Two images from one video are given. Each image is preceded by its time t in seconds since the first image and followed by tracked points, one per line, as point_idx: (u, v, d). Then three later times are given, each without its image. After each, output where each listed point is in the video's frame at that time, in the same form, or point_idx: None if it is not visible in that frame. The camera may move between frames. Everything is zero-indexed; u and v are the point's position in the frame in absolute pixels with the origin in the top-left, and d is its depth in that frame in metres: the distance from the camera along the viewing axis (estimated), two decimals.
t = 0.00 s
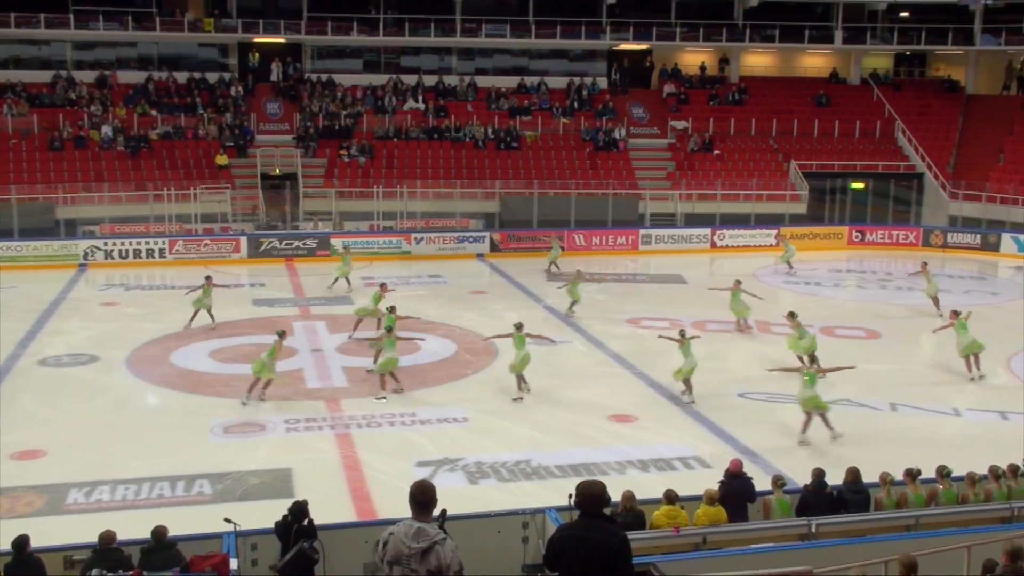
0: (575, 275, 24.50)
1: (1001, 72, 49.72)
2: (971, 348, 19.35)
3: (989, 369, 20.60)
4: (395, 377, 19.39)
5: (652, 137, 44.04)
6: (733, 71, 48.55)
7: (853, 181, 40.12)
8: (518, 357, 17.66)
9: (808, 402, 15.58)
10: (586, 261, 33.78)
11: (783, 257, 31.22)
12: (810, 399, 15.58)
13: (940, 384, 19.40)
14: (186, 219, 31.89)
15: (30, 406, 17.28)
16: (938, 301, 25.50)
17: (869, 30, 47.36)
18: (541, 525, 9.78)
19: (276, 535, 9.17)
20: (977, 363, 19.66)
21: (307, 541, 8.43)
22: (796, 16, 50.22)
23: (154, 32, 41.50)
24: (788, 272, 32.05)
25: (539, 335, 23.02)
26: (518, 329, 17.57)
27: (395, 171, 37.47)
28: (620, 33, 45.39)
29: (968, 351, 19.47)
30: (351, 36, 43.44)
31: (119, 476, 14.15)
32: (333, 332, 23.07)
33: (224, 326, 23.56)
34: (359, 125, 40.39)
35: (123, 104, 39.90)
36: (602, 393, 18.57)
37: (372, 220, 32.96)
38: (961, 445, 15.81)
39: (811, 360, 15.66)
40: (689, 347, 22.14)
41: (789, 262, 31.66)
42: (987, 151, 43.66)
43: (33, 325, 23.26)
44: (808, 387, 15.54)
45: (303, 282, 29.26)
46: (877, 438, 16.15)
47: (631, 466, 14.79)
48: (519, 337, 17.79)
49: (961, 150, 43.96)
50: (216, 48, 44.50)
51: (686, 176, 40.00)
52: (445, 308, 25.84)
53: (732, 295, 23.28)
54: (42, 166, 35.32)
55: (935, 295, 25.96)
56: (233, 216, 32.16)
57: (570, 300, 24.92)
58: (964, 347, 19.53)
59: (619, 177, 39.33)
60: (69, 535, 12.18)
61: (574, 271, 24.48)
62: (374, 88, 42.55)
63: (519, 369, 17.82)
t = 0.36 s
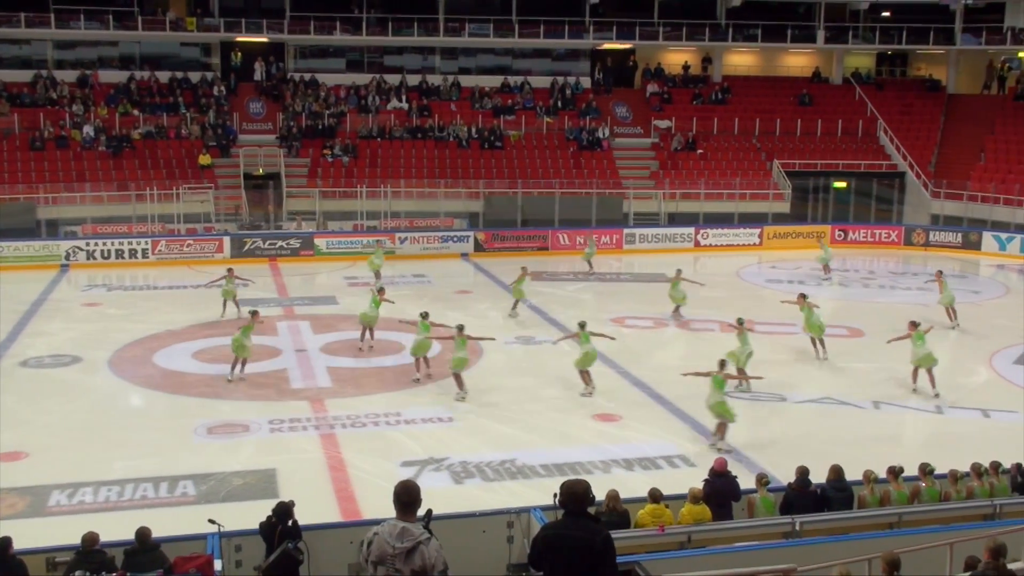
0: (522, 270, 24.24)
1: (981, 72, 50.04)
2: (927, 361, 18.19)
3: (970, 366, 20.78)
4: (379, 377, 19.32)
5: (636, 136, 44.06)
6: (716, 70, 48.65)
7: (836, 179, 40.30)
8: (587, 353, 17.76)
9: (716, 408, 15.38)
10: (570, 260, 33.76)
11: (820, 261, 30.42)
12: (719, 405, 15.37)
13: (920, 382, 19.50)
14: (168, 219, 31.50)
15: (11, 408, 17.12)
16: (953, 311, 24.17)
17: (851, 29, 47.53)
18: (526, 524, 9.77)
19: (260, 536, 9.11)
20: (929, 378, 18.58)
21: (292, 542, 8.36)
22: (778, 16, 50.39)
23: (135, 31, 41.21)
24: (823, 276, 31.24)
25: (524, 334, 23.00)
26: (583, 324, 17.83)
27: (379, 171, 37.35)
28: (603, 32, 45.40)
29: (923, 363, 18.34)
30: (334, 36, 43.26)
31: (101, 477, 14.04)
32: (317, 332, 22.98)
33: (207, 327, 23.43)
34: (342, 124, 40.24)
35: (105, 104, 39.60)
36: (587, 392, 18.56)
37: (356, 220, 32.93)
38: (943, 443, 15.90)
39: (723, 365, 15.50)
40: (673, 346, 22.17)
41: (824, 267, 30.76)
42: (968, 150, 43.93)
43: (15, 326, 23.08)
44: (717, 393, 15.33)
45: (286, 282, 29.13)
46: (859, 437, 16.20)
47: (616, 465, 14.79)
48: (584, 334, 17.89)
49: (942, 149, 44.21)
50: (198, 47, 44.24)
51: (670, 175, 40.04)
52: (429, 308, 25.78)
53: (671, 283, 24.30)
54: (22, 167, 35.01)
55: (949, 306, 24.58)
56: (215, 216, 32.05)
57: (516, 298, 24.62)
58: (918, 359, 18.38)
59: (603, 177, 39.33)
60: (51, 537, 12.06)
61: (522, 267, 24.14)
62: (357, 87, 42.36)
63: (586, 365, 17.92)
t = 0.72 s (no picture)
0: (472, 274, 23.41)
1: (966, 72, 50.32)
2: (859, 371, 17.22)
3: (956, 365, 20.90)
4: (367, 377, 19.30)
5: (622, 136, 43.87)
6: (703, 70, 48.75)
7: (823, 179, 40.47)
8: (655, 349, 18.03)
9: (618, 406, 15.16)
10: (558, 260, 33.75)
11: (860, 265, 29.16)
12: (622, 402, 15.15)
13: (906, 381, 19.61)
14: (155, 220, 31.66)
15: None
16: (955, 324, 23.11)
17: (837, 29, 47.69)
18: (514, 524, 9.76)
19: (247, 537, 9.08)
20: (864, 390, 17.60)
21: (279, 542, 8.31)
22: (764, 16, 50.55)
23: (120, 32, 40.99)
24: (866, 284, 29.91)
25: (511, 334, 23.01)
26: (650, 319, 18.17)
27: (366, 171, 37.29)
28: (589, 32, 45.43)
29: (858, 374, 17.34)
30: (321, 36, 43.13)
31: (87, 479, 13.95)
32: (304, 332, 22.91)
33: (194, 327, 23.35)
34: (329, 124, 40.17)
35: (90, 104, 39.36)
36: (574, 391, 18.56)
37: (343, 220, 33.05)
38: (929, 441, 15.97)
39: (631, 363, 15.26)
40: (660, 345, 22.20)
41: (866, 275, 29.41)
42: (953, 150, 44.18)
43: None
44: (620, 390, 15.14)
45: (273, 282, 29.03)
46: (845, 435, 16.26)
47: (603, 465, 14.80)
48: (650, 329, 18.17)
49: (927, 149, 44.43)
50: (184, 47, 44.04)
51: (657, 175, 40.08)
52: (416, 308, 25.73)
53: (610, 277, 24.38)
54: (6, 167, 34.77)
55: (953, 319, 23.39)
56: (201, 216, 32.15)
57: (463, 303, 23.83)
58: (852, 370, 17.42)
59: (590, 177, 39.36)
60: (37, 539, 12.00)
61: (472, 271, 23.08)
62: (344, 87, 42.27)
63: (652, 360, 18.16)
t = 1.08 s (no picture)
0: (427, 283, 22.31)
1: (949, 72, 50.65)
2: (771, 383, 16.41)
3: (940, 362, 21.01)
4: (352, 377, 19.24)
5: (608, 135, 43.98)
6: (688, 70, 48.83)
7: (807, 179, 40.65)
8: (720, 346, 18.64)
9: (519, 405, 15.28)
10: (544, 260, 33.72)
11: (889, 273, 27.79)
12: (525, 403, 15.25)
13: (890, 379, 19.70)
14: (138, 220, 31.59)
15: None
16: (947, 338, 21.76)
17: (821, 29, 47.84)
18: (500, 523, 9.76)
19: (233, 537, 9.04)
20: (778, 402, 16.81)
21: (264, 543, 8.27)
22: (748, 15, 50.71)
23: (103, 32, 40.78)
24: (896, 292, 28.44)
25: (497, 334, 22.98)
26: (709, 319, 18.87)
27: (351, 171, 37.20)
28: (574, 32, 45.44)
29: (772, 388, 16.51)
30: (305, 35, 42.96)
31: (71, 481, 13.86)
32: (289, 332, 22.83)
33: (178, 328, 23.24)
34: (314, 124, 40.03)
35: (73, 104, 39.10)
36: (560, 391, 18.56)
37: (328, 220, 33.01)
38: (913, 439, 16.05)
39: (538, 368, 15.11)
40: (646, 345, 22.22)
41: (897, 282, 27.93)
42: (936, 149, 44.43)
43: None
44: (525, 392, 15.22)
45: (258, 283, 28.90)
46: (831, 434, 16.32)
47: (590, 464, 14.81)
48: (709, 327, 18.79)
49: (910, 148, 44.68)
50: (168, 47, 43.83)
51: (642, 174, 40.13)
52: (402, 308, 25.69)
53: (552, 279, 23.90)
54: None
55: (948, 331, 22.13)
56: (187, 216, 31.78)
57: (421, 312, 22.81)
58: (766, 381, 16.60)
59: (575, 176, 39.40)
60: (19, 541, 11.89)
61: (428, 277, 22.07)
62: (328, 87, 42.13)
63: (717, 356, 18.71)
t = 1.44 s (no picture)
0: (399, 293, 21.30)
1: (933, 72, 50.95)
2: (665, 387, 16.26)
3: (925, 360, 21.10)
4: (339, 377, 19.19)
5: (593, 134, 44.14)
6: (674, 69, 48.93)
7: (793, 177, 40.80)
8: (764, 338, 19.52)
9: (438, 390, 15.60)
10: (530, 259, 33.68)
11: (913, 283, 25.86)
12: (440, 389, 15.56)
13: (875, 377, 19.79)
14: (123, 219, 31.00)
15: None
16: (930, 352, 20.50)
17: (806, 28, 48.00)
18: (487, 523, 9.75)
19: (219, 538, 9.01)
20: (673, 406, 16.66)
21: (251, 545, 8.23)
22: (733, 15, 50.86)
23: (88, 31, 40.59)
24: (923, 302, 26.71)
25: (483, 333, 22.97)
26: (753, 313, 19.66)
27: (337, 171, 37.13)
28: (560, 31, 45.44)
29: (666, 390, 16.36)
30: (291, 34, 42.79)
31: (56, 482, 13.77)
32: (275, 332, 22.75)
33: (164, 328, 23.13)
34: (299, 123, 39.91)
35: (57, 103, 38.85)
36: (547, 391, 18.56)
37: (314, 220, 32.97)
38: (899, 437, 16.12)
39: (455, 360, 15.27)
40: (633, 344, 22.26)
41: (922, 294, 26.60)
42: (921, 148, 44.67)
43: None
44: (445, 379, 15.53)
45: (244, 283, 28.78)
46: (817, 432, 16.37)
47: (577, 463, 14.82)
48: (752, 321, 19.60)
49: (895, 147, 44.90)
50: (153, 46, 43.64)
51: (628, 174, 40.19)
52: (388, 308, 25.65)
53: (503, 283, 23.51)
54: None
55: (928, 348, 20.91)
56: (171, 216, 31.64)
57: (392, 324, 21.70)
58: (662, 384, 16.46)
59: (561, 175, 39.46)
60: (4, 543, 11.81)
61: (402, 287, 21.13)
62: (314, 87, 42.01)
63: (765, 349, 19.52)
